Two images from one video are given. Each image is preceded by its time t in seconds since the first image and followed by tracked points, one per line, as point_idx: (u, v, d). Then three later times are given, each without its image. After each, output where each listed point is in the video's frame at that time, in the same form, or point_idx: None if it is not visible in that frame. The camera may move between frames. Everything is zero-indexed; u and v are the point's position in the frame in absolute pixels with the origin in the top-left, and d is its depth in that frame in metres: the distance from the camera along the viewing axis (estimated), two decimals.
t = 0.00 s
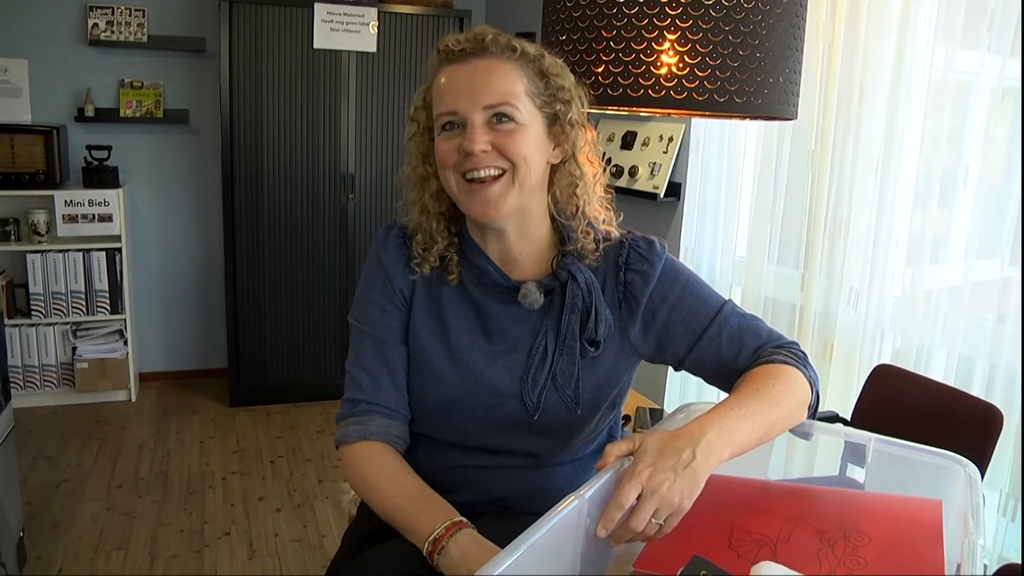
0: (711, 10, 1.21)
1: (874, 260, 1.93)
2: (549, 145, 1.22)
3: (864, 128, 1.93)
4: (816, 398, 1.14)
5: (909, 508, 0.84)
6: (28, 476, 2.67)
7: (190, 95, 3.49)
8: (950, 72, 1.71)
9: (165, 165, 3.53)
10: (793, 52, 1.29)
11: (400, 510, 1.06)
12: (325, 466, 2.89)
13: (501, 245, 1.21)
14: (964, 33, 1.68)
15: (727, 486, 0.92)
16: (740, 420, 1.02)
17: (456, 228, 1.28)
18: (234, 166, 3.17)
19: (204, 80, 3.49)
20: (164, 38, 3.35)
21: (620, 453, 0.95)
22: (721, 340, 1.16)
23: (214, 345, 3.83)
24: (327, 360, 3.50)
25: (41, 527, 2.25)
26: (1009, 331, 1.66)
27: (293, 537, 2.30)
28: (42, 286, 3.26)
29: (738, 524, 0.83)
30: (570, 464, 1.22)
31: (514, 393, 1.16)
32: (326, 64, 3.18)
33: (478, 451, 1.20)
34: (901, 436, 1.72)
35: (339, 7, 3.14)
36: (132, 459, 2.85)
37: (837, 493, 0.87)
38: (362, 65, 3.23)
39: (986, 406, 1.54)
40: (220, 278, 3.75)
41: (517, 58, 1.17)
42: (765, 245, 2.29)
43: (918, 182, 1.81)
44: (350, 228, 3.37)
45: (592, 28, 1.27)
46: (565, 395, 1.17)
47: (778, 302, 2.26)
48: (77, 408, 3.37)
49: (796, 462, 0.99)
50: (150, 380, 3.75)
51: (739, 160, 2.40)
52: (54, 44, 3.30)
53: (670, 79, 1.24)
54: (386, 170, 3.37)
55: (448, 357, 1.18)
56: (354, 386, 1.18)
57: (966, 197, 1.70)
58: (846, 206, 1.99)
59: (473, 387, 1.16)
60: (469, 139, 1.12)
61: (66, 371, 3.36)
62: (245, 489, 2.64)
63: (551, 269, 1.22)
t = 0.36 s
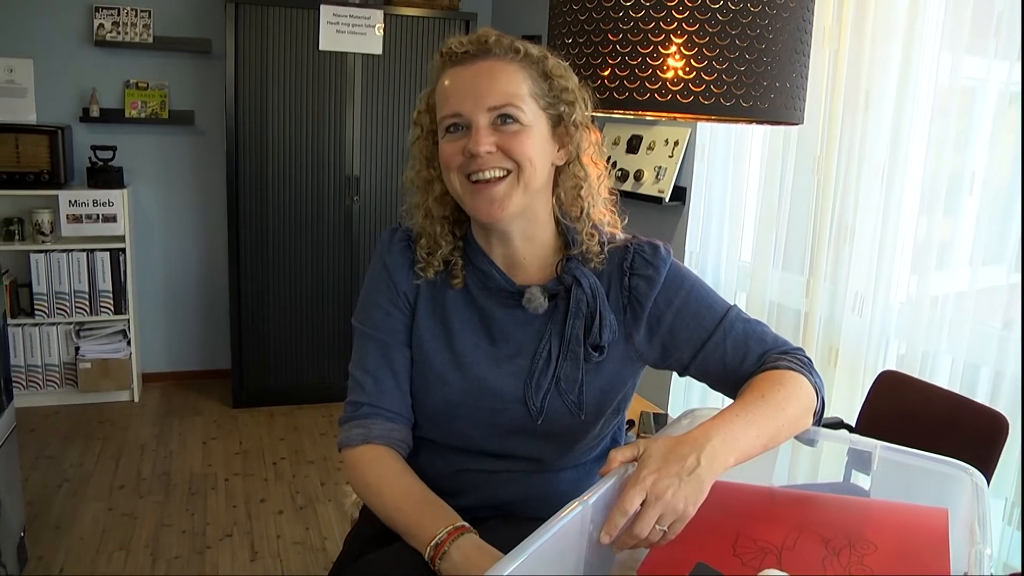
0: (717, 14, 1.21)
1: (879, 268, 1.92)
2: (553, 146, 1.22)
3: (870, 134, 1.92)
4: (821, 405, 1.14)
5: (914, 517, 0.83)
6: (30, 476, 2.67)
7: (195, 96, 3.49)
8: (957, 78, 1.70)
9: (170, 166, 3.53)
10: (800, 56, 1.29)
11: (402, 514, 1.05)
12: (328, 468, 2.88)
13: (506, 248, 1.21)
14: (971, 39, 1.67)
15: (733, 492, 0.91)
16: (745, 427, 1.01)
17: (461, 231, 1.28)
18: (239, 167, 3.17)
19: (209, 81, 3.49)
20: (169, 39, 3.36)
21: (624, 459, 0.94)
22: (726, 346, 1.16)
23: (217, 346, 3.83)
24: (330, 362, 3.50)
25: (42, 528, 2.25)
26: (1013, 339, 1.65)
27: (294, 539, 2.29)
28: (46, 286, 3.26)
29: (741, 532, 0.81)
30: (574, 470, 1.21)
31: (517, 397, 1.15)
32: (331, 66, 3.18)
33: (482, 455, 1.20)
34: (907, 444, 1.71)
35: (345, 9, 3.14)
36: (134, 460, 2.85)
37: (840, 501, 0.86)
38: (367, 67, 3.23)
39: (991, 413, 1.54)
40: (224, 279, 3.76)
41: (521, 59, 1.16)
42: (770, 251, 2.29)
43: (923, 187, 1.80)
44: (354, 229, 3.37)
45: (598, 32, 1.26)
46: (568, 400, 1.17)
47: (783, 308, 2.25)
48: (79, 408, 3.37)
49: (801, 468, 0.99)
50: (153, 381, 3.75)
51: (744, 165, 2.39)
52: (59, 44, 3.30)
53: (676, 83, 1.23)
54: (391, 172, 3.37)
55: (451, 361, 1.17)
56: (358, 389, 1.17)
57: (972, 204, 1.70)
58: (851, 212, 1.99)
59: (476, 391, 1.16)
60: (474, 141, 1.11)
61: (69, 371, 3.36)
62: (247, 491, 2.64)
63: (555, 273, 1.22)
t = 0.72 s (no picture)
0: (721, 17, 1.20)
1: (880, 274, 1.92)
2: (551, 147, 1.22)
3: (871, 138, 1.92)
4: (823, 409, 1.13)
5: (916, 525, 0.82)
6: (30, 479, 2.66)
7: (196, 99, 3.49)
8: (959, 82, 1.70)
9: (170, 169, 3.53)
10: (803, 59, 1.28)
11: (401, 519, 1.04)
12: (327, 472, 2.88)
13: (506, 251, 1.20)
14: (973, 43, 1.67)
15: (734, 494, 0.90)
16: (746, 432, 1.01)
17: (460, 234, 1.27)
18: (239, 170, 3.17)
19: (210, 84, 3.49)
20: (170, 42, 3.36)
21: (623, 463, 0.94)
22: (728, 350, 1.15)
23: (217, 349, 3.83)
24: (330, 366, 3.49)
25: (41, 532, 2.24)
26: (1015, 344, 1.65)
27: (294, 544, 2.28)
28: (45, 289, 3.26)
29: (742, 537, 0.79)
30: (574, 474, 1.21)
31: (517, 401, 1.15)
32: (333, 69, 3.18)
33: (481, 459, 1.19)
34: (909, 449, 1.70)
35: (347, 13, 3.14)
36: (134, 464, 2.84)
37: (841, 508, 0.84)
38: (368, 70, 3.23)
39: (992, 417, 1.53)
40: (224, 282, 3.75)
41: (516, 60, 1.16)
42: (771, 255, 2.28)
43: (925, 192, 1.80)
44: (355, 233, 3.37)
45: (600, 34, 1.26)
46: (569, 404, 1.16)
47: (784, 312, 2.24)
48: (78, 411, 3.36)
49: (802, 473, 0.98)
50: (153, 384, 3.74)
51: (745, 169, 2.39)
52: (60, 47, 3.30)
53: (678, 86, 1.23)
54: (392, 176, 3.37)
55: (451, 364, 1.17)
56: (357, 393, 1.17)
57: (973, 209, 1.69)
58: (853, 216, 1.98)
59: (476, 394, 1.15)
60: (469, 143, 1.11)
61: (68, 375, 3.36)
62: (247, 495, 2.63)
63: (555, 276, 1.21)
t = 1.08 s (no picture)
0: (717, 16, 1.20)
1: (879, 273, 1.91)
2: (546, 146, 1.21)
3: (869, 136, 1.92)
4: (822, 408, 1.13)
5: (916, 525, 0.81)
6: (30, 483, 2.66)
7: (194, 102, 3.49)
8: (957, 81, 1.70)
9: (169, 171, 3.53)
10: (800, 58, 1.28)
11: (398, 521, 1.04)
12: (327, 475, 2.87)
13: (502, 251, 1.20)
14: (971, 42, 1.67)
15: (732, 494, 0.90)
16: (744, 432, 1.00)
17: (455, 237, 1.27)
18: (238, 172, 3.17)
19: (208, 86, 3.49)
20: (168, 45, 3.36)
21: (621, 464, 0.94)
22: (726, 349, 1.15)
23: (217, 352, 3.82)
24: (330, 368, 3.49)
25: (41, 536, 2.24)
26: (1014, 342, 1.65)
27: (294, 546, 2.27)
28: (44, 293, 3.26)
29: (742, 537, 0.78)
30: (573, 476, 1.21)
31: (515, 402, 1.14)
32: (330, 71, 3.18)
33: (480, 461, 1.19)
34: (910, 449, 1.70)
35: (344, 14, 3.14)
36: (134, 467, 2.84)
37: (841, 507, 0.84)
38: (366, 72, 3.23)
39: (991, 415, 1.53)
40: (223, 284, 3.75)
41: (511, 57, 1.17)
42: (770, 254, 2.28)
43: (923, 191, 1.79)
44: (354, 235, 3.37)
45: (597, 34, 1.26)
46: (566, 405, 1.16)
47: (783, 311, 2.24)
48: (78, 415, 3.36)
49: (801, 472, 0.98)
50: (153, 387, 3.74)
51: (744, 168, 2.38)
52: (58, 51, 3.30)
53: (675, 85, 1.23)
54: (390, 177, 3.37)
55: (449, 365, 1.16)
56: (355, 394, 1.17)
57: (972, 207, 1.69)
58: (852, 215, 1.98)
59: (474, 395, 1.15)
60: (458, 132, 1.11)
61: (68, 378, 3.36)
62: (247, 497, 2.63)
63: (552, 276, 1.21)
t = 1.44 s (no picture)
0: (715, 15, 1.20)
1: (878, 273, 1.91)
2: (548, 151, 1.20)
3: (868, 135, 1.91)
4: (821, 409, 1.13)
5: (914, 525, 0.81)
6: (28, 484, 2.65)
7: (193, 103, 3.49)
8: (955, 81, 1.70)
9: (168, 172, 3.53)
10: (798, 58, 1.28)
11: (395, 521, 1.04)
12: (326, 475, 2.87)
13: (499, 252, 1.20)
14: (969, 41, 1.67)
15: (729, 494, 0.90)
16: (742, 432, 1.00)
17: (455, 232, 1.26)
18: (237, 173, 3.17)
19: (207, 87, 3.49)
20: (167, 45, 3.36)
21: (619, 464, 0.94)
22: (725, 350, 1.15)
23: (217, 353, 3.82)
24: (329, 368, 3.49)
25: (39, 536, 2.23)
26: (1013, 342, 1.65)
27: (293, 546, 2.27)
28: (43, 293, 3.26)
29: (741, 537, 0.78)
30: (570, 476, 1.21)
31: (512, 403, 1.14)
32: (330, 71, 3.18)
33: (477, 461, 1.19)
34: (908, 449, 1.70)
35: (343, 14, 3.14)
36: (133, 468, 2.84)
37: (839, 507, 0.84)
38: (365, 72, 3.23)
39: (990, 415, 1.53)
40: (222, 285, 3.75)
41: (519, 59, 1.16)
42: (768, 253, 2.28)
43: (922, 191, 1.79)
44: (352, 235, 3.37)
45: (595, 33, 1.26)
46: (563, 406, 1.16)
47: (782, 311, 2.24)
48: (77, 415, 3.36)
49: (799, 473, 0.98)
50: (152, 388, 3.74)
51: (743, 168, 2.38)
52: (57, 52, 3.30)
53: (673, 85, 1.23)
54: (389, 178, 3.37)
55: (446, 365, 1.16)
56: (352, 393, 1.16)
57: (971, 206, 1.69)
58: (850, 214, 1.98)
59: (471, 395, 1.15)
60: (454, 133, 1.10)
61: (67, 379, 3.36)
62: (246, 498, 2.62)
63: (550, 278, 1.21)
